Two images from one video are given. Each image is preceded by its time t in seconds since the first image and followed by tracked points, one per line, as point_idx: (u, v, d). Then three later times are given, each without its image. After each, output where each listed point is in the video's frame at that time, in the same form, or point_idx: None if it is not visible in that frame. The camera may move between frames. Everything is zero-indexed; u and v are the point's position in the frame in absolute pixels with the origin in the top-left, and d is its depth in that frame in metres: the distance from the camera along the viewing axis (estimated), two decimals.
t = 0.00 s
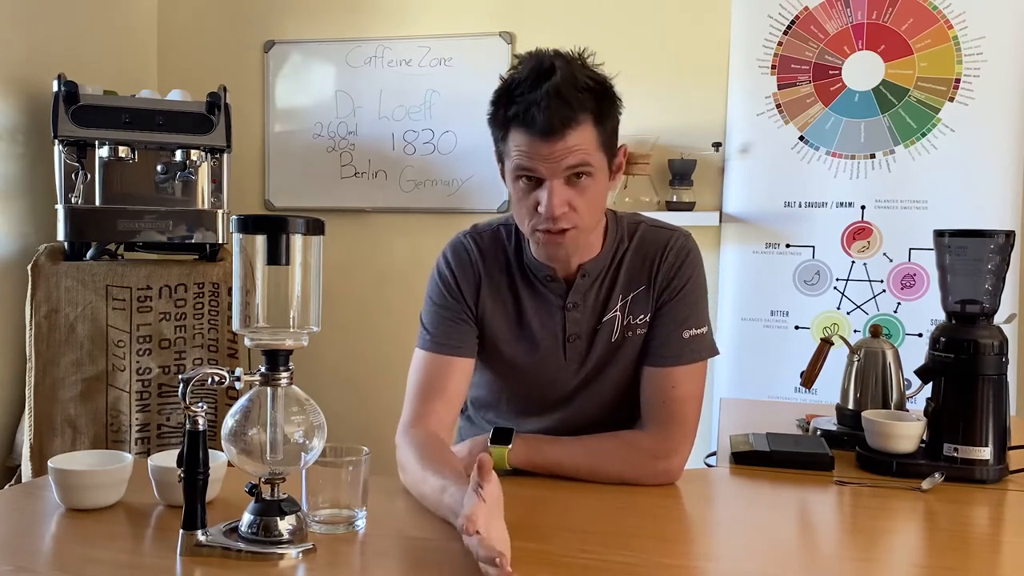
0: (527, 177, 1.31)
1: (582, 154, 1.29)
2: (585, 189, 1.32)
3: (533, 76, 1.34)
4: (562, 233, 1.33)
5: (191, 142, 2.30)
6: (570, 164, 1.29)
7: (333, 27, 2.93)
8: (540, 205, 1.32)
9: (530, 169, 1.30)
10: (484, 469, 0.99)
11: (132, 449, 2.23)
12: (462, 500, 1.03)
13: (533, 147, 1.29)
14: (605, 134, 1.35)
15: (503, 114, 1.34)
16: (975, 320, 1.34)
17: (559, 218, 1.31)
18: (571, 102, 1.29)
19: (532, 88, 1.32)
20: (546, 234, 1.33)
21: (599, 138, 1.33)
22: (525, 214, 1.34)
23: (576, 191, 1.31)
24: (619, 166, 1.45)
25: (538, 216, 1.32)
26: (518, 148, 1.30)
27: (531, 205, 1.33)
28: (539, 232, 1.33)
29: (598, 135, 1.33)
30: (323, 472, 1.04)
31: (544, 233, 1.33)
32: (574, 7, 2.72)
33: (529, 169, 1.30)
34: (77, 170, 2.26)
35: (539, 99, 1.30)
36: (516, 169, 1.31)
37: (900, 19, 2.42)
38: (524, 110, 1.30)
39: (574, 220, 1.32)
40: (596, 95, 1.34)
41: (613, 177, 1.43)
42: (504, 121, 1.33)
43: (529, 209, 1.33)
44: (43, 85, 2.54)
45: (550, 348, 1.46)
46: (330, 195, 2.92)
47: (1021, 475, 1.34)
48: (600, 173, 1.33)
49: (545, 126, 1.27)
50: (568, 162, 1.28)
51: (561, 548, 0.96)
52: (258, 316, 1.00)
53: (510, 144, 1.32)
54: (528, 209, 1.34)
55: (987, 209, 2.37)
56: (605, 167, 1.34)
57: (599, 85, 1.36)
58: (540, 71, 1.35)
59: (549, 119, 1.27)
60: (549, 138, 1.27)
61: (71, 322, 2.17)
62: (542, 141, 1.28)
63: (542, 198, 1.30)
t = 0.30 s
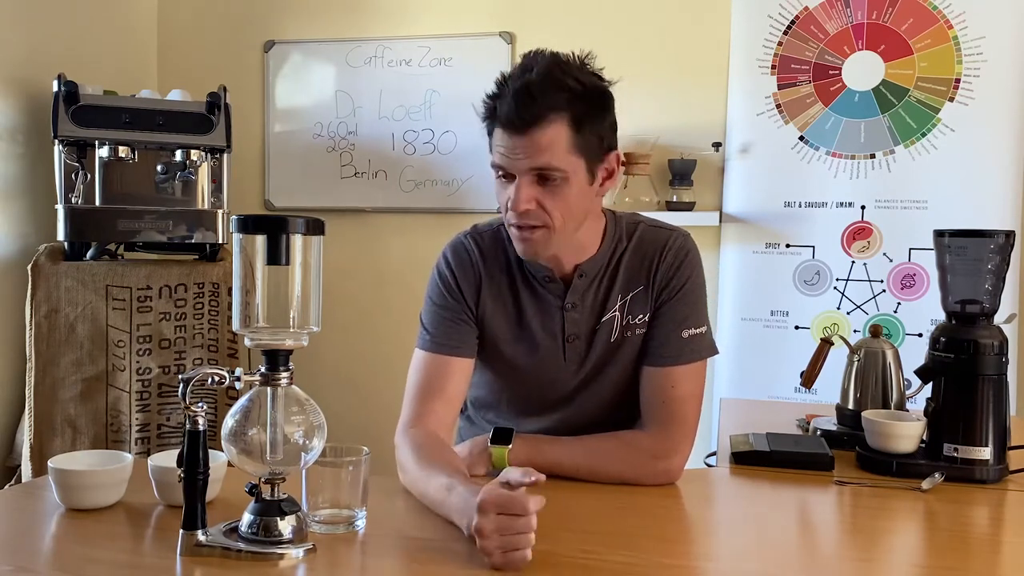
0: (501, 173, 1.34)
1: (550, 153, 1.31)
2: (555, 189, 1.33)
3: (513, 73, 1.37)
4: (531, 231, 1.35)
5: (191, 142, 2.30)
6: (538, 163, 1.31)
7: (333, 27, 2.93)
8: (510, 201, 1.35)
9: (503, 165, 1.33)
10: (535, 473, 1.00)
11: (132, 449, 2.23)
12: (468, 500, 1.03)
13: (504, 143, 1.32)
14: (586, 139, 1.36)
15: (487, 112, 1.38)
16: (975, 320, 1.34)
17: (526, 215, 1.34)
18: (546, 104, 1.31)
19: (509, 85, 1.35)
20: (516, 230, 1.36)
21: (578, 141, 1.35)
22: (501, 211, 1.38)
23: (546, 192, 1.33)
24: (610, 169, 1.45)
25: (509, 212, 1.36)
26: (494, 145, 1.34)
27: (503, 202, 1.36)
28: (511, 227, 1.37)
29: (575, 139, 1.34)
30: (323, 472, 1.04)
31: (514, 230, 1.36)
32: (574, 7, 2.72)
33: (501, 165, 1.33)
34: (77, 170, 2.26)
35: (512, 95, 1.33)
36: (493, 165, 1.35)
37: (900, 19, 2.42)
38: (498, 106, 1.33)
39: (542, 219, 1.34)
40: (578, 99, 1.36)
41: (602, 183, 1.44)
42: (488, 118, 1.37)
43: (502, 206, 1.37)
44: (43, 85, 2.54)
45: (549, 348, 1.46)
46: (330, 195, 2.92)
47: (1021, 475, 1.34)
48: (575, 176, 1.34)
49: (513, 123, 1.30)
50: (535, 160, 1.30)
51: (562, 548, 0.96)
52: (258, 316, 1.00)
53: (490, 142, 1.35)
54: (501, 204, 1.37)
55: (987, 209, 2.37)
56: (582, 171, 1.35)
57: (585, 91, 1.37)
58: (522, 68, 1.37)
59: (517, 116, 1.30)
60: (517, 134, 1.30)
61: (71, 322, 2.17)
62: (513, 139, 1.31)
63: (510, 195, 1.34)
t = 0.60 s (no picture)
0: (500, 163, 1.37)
1: (546, 141, 1.33)
2: (553, 178, 1.35)
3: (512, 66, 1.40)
4: (528, 220, 1.37)
5: (191, 142, 2.30)
6: (535, 152, 1.34)
7: (333, 27, 2.93)
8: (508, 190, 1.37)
9: (503, 155, 1.36)
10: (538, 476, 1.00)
11: (132, 449, 2.23)
12: (468, 500, 1.03)
13: (504, 133, 1.36)
14: (584, 130, 1.38)
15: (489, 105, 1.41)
16: (975, 320, 1.34)
17: (524, 203, 1.36)
18: (545, 94, 1.34)
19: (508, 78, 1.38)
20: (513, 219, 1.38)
21: (576, 132, 1.37)
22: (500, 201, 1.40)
23: (543, 180, 1.35)
24: (609, 163, 1.47)
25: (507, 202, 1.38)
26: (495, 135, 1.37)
27: (502, 191, 1.39)
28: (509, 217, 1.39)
29: (574, 129, 1.36)
30: (323, 472, 1.04)
31: (512, 219, 1.38)
32: (574, 7, 2.72)
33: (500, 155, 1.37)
34: (77, 170, 2.26)
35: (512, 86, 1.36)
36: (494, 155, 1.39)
37: (900, 19, 2.42)
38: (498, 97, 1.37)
39: (539, 208, 1.36)
40: (578, 91, 1.38)
41: (602, 177, 1.46)
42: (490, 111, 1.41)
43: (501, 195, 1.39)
44: (43, 85, 2.54)
45: (551, 346, 1.46)
46: (330, 195, 2.92)
47: (1021, 475, 1.34)
48: (573, 166, 1.36)
49: (512, 112, 1.34)
50: (532, 149, 1.33)
51: (562, 548, 0.96)
52: (258, 316, 1.00)
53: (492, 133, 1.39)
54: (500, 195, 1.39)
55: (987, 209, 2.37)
56: (580, 162, 1.37)
57: (586, 84, 1.40)
58: (523, 61, 1.40)
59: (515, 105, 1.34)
60: (515, 124, 1.34)
61: (71, 322, 2.17)
62: (512, 127, 1.34)
63: (508, 183, 1.36)
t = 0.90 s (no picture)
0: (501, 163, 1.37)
1: (546, 141, 1.33)
2: (554, 178, 1.35)
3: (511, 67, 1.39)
4: (529, 221, 1.37)
5: (191, 142, 2.30)
6: (535, 152, 1.33)
7: (333, 27, 2.93)
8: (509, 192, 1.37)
9: (504, 155, 1.36)
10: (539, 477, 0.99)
11: (132, 449, 2.23)
12: (468, 500, 1.03)
13: (505, 134, 1.36)
14: (584, 130, 1.38)
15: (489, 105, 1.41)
16: (975, 320, 1.34)
17: (525, 204, 1.36)
18: (544, 93, 1.34)
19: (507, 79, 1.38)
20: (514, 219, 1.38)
21: (576, 132, 1.37)
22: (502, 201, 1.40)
23: (544, 180, 1.35)
24: (610, 163, 1.47)
25: (509, 203, 1.38)
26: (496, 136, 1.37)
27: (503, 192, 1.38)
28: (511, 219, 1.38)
29: (574, 128, 1.36)
30: (322, 472, 1.04)
31: (513, 220, 1.38)
32: (574, 7, 2.72)
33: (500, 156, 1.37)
34: (77, 170, 2.26)
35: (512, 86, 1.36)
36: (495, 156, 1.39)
37: (900, 19, 2.42)
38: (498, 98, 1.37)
39: (540, 208, 1.36)
40: (578, 91, 1.38)
41: (602, 177, 1.46)
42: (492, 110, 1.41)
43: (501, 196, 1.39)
44: (43, 85, 2.54)
45: (553, 346, 1.46)
46: (330, 194, 2.92)
47: (1021, 475, 1.34)
48: (574, 165, 1.36)
49: (512, 112, 1.34)
50: (532, 149, 1.33)
51: (562, 548, 0.96)
52: (258, 316, 1.00)
53: (493, 134, 1.38)
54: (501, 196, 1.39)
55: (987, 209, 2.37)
56: (580, 161, 1.37)
57: (585, 82, 1.40)
58: (522, 62, 1.40)
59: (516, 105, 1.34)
60: (516, 124, 1.34)
61: (71, 322, 2.17)
62: (512, 127, 1.34)
63: (509, 183, 1.36)
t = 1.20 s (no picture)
0: (533, 145, 1.38)
1: (584, 117, 1.37)
2: (591, 154, 1.39)
3: (525, 58, 1.42)
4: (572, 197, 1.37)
5: (191, 142, 2.30)
6: (575, 127, 1.37)
7: (333, 27, 2.93)
8: (550, 170, 1.37)
9: (538, 136, 1.37)
10: (528, 456, 0.99)
11: (132, 449, 2.23)
12: (468, 500, 1.03)
13: (539, 114, 1.38)
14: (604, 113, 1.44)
15: (506, 92, 1.42)
16: (975, 320, 1.34)
17: (569, 179, 1.36)
18: (572, 72, 1.38)
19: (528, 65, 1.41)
20: (556, 199, 1.37)
21: (600, 111, 1.42)
22: (534, 184, 1.40)
23: (581, 157, 1.38)
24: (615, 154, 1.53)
25: (548, 182, 1.38)
26: (525, 118, 1.38)
27: (539, 173, 1.38)
28: (552, 198, 1.38)
29: (599, 108, 1.41)
30: (322, 472, 1.04)
31: (557, 197, 1.37)
32: (573, 7, 2.72)
33: (536, 135, 1.37)
34: (77, 170, 2.26)
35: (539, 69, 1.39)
36: (523, 139, 1.39)
37: (900, 19, 2.42)
38: (523, 81, 1.39)
39: (581, 184, 1.37)
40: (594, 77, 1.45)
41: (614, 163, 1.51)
42: (509, 96, 1.42)
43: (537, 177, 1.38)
44: (43, 85, 2.54)
45: (552, 347, 1.46)
46: (330, 194, 2.92)
47: (1021, 475, 1.34)
48: (603, 144, 1.41)
49: (546, 91, 1.37)
50: (573, 123, 1.37)
51: (562, 548, 0.96)
52: (258, 316, 1.00)
53: (518, 117, 1.40)
54: (536, 177, 1.39)
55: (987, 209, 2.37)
56: (606, 140, 1.42)
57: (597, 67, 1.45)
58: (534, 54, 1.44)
59: (551, 83, 1.37)
60: (553, 102, 1.37)
61: (71, 322, 2.17)
62: (546, 105, 1.37)
63: (552, 160, 1.36)
